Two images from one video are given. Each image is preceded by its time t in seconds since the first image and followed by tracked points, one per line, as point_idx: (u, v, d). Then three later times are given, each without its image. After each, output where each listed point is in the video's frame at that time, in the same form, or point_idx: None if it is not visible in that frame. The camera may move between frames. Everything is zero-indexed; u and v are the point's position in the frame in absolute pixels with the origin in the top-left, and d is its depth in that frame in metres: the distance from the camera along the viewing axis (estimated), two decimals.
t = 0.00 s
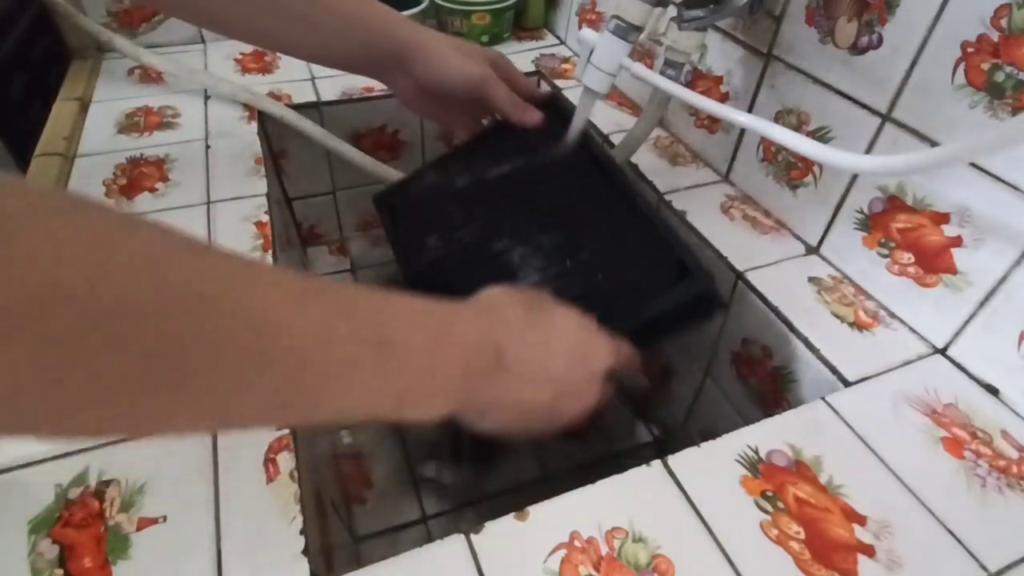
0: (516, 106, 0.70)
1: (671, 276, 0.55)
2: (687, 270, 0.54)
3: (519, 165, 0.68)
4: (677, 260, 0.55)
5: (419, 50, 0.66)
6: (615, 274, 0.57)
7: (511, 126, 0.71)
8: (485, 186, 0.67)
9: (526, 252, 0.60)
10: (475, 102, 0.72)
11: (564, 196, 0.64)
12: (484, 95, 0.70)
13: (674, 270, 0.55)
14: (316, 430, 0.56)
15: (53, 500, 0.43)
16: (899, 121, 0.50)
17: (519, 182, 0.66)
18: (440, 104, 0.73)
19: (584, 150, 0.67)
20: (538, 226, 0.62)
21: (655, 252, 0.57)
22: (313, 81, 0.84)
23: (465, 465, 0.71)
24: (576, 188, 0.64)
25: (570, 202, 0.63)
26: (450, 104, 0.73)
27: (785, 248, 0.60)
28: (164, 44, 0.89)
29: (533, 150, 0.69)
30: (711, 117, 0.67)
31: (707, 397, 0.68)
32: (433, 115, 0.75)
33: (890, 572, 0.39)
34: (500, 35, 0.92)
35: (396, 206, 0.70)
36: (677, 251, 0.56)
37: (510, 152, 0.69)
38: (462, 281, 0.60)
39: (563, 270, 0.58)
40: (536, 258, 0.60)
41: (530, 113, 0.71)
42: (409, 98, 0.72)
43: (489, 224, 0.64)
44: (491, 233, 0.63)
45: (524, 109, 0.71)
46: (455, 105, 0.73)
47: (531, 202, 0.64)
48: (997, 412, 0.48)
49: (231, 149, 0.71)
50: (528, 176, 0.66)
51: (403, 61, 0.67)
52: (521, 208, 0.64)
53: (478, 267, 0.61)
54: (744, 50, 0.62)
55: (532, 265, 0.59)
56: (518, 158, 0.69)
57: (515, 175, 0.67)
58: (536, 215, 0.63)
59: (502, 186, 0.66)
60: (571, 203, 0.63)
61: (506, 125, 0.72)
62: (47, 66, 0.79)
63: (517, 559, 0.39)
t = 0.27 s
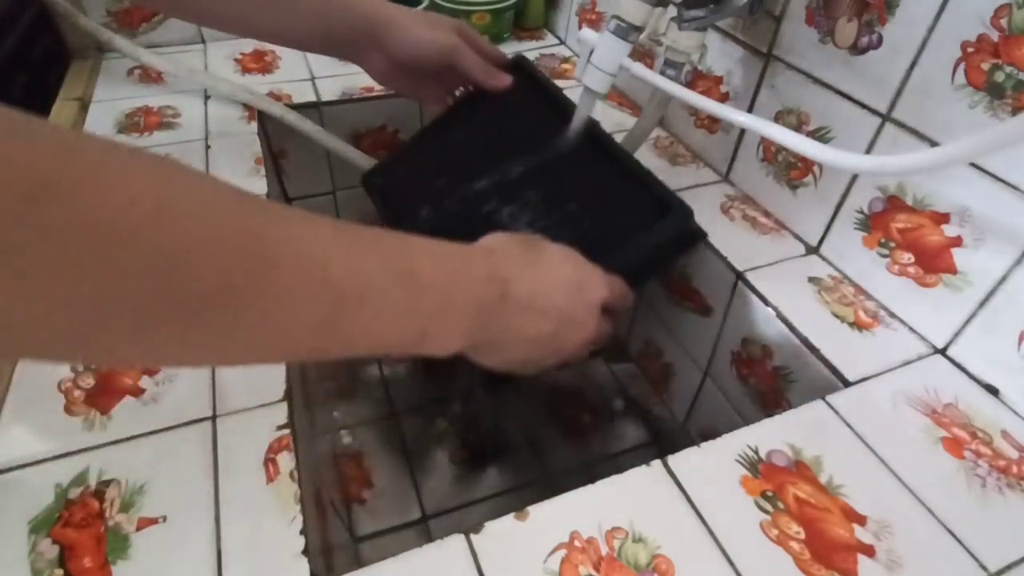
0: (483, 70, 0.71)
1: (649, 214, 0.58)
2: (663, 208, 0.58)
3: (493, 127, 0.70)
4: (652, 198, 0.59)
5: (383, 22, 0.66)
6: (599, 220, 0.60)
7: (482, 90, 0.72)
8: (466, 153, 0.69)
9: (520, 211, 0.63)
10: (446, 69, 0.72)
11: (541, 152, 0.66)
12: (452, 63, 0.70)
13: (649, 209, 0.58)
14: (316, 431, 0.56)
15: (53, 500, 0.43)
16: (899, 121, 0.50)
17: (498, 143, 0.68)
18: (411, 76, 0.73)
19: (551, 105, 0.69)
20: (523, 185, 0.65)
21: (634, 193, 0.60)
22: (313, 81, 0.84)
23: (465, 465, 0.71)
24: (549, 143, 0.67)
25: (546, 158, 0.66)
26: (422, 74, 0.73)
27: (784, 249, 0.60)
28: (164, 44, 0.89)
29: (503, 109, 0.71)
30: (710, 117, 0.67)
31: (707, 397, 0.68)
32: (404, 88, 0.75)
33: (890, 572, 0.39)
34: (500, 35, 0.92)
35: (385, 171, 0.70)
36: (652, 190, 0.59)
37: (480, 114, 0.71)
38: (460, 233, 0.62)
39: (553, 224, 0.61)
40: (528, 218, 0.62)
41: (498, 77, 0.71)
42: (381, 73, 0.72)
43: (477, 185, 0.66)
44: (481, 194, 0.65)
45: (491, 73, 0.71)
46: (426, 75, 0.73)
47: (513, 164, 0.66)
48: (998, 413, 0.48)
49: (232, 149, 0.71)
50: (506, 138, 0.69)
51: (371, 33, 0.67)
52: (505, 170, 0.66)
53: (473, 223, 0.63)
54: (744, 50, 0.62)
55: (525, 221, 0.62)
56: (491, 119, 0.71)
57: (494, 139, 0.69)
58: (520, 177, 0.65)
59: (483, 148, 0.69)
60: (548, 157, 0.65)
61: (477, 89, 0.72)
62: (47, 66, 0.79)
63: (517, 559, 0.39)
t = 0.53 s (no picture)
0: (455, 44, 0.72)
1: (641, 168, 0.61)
2: (654, 162, 0.60)
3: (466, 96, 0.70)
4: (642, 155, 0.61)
5: (351, 8, 0.70)
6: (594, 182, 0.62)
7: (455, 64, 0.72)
8: (450, 124, 0.69)
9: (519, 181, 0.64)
10: (417, 47, 0.75)
11: (525, 118, 0.67)
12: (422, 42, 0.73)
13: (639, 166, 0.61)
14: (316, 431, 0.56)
15: (53, 500, 0.43)
16: (899, 121, 0.50)
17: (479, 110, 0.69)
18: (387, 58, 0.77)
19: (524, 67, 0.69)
20: (514, 153, 0.66)
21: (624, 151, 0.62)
22: (313, 82, 0.84)
23: (466, 465, 0.71)
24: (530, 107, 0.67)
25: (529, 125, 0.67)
26: (394, 54, 0.77)
27: (785, 249, 0.60)
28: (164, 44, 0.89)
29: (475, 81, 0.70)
30: (710, 117, 0.67)
31: (706, 397, 0.68)
32: (381, 70, 0.78)
33: (890, 572, 0.39)
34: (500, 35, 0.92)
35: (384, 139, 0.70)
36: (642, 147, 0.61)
37: (452, 85, 0.71)
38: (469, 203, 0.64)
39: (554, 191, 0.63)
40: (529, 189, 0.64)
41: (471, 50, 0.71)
42: (353, 57, 0.76)
43: (471, 156, 0.67)
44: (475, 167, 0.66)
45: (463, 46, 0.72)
46: (399, 55, 0.77)
47: (499, 134, 0.67)
48: (998, 413, 0.48)
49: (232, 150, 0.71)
50: (486, 105, 0.69)
51: (340, 18, 0.71)
52: (491, 141, 0.67)
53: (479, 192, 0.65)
54: (744, 50, 0.62)
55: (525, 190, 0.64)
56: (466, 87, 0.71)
57: (473, 107, 0.69)
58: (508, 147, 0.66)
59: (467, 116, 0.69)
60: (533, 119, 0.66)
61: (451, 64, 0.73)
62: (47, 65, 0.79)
63: (517, 559, 0.39)
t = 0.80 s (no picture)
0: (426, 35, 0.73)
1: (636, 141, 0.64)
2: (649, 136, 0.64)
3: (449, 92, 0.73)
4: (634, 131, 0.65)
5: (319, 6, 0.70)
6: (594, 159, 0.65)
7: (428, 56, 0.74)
8: (442, 117, 0.72)
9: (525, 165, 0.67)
10: (387, 41, 0.75)
11: (517, 106, 0.70)
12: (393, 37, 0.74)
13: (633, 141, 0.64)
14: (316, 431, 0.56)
15: (53, 501, 0.43)
16: (899, 121, 0.50)
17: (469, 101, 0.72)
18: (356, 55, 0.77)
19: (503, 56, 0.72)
20: (512, 140, 0.68)
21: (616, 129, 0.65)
22: (313, 82, 0.84)
23: (465, 464, 0.71)
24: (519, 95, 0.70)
25: (522, 113, 0.69)
26: (364, 50, 0.77)
27: (785, 249, 0.60)
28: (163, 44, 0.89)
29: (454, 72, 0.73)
30: (710, 117, 0.67)
31: (706, 397, 0.67)
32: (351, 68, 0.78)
33: (890, 572, 0.39)
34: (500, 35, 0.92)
35: (385, 139, 0.74)
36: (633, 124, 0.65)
37: (435, 80, 0.74)
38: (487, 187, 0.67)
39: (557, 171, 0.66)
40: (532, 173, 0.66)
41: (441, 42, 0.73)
42: (322, 55, 0.75)
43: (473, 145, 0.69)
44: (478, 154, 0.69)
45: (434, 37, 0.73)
46: (369, 52, 0.77)
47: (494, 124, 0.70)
48: (998, 413, 0.48)
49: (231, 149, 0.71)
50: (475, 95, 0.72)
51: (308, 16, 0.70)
52: (487, 130, 0.70)
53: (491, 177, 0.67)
54: (744, 50, 0.62)
55: (529, 174, 0.66)
56: (450, 81, 0.74)
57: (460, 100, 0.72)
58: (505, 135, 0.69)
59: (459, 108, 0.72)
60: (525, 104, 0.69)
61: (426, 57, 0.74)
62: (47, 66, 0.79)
63: (517, 559, 0.39)
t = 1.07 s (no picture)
0: (363, 29, 0.69)
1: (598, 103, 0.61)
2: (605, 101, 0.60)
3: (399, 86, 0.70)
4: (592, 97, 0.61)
5: None
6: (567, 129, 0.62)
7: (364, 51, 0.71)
8: (401, 109, 0.70)
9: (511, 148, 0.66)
10: (334, 31, 0.74)
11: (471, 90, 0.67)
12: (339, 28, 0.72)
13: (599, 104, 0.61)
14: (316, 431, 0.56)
15: (53, 500, 0.43)
16: (899, 121, 0.50)
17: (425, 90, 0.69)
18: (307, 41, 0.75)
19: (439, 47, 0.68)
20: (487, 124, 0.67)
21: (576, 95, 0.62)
22: (313, 82, 0.84)
23: (465, 464, 0.71)
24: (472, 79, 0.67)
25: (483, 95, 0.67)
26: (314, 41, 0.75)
27: (785, 249, 0.60)
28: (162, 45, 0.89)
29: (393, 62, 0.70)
30: (710, 117, 0.67)
31: (707, 397, 0.67)
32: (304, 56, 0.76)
33: (890, 572, 0.39)
34: (500, 35, 0.92)
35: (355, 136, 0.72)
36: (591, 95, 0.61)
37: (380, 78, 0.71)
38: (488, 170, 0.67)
39: (542, 150, 0.65)
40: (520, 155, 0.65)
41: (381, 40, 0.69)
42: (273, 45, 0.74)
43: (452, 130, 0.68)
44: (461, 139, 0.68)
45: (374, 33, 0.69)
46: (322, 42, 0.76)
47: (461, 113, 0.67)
48: (998, 413, 0.48)
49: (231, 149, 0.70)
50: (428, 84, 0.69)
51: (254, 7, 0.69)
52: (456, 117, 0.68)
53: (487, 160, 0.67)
54: (744, 50, 0.62)
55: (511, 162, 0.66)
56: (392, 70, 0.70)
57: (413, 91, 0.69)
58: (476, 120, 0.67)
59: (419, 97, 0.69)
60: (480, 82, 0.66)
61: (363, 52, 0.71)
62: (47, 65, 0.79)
63: (517, 559, 0.39)
